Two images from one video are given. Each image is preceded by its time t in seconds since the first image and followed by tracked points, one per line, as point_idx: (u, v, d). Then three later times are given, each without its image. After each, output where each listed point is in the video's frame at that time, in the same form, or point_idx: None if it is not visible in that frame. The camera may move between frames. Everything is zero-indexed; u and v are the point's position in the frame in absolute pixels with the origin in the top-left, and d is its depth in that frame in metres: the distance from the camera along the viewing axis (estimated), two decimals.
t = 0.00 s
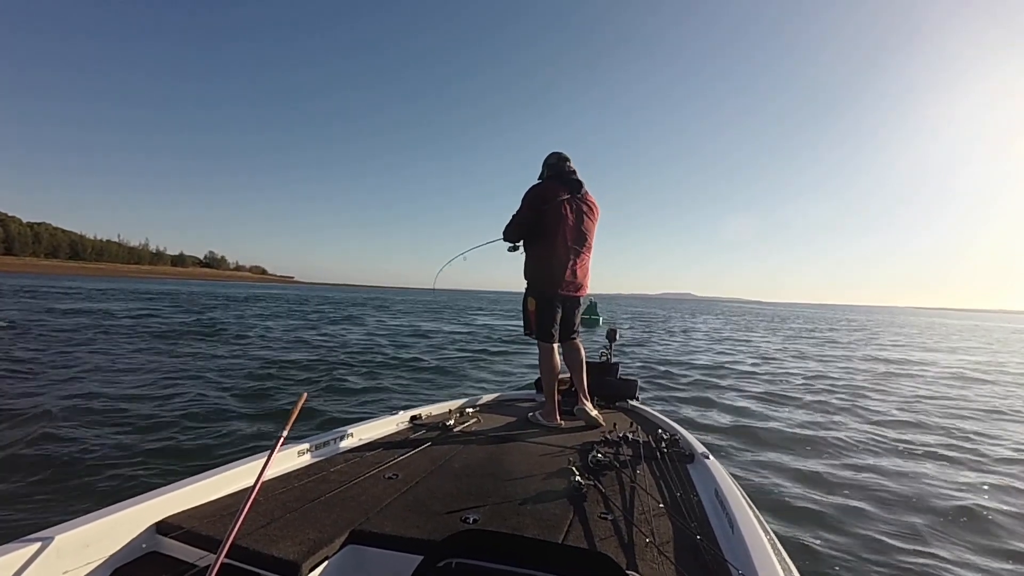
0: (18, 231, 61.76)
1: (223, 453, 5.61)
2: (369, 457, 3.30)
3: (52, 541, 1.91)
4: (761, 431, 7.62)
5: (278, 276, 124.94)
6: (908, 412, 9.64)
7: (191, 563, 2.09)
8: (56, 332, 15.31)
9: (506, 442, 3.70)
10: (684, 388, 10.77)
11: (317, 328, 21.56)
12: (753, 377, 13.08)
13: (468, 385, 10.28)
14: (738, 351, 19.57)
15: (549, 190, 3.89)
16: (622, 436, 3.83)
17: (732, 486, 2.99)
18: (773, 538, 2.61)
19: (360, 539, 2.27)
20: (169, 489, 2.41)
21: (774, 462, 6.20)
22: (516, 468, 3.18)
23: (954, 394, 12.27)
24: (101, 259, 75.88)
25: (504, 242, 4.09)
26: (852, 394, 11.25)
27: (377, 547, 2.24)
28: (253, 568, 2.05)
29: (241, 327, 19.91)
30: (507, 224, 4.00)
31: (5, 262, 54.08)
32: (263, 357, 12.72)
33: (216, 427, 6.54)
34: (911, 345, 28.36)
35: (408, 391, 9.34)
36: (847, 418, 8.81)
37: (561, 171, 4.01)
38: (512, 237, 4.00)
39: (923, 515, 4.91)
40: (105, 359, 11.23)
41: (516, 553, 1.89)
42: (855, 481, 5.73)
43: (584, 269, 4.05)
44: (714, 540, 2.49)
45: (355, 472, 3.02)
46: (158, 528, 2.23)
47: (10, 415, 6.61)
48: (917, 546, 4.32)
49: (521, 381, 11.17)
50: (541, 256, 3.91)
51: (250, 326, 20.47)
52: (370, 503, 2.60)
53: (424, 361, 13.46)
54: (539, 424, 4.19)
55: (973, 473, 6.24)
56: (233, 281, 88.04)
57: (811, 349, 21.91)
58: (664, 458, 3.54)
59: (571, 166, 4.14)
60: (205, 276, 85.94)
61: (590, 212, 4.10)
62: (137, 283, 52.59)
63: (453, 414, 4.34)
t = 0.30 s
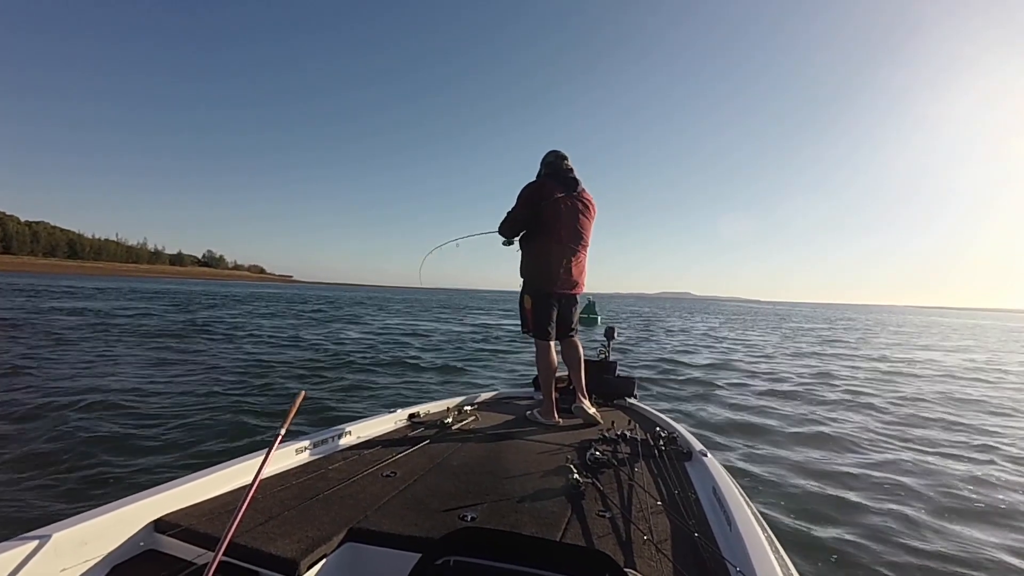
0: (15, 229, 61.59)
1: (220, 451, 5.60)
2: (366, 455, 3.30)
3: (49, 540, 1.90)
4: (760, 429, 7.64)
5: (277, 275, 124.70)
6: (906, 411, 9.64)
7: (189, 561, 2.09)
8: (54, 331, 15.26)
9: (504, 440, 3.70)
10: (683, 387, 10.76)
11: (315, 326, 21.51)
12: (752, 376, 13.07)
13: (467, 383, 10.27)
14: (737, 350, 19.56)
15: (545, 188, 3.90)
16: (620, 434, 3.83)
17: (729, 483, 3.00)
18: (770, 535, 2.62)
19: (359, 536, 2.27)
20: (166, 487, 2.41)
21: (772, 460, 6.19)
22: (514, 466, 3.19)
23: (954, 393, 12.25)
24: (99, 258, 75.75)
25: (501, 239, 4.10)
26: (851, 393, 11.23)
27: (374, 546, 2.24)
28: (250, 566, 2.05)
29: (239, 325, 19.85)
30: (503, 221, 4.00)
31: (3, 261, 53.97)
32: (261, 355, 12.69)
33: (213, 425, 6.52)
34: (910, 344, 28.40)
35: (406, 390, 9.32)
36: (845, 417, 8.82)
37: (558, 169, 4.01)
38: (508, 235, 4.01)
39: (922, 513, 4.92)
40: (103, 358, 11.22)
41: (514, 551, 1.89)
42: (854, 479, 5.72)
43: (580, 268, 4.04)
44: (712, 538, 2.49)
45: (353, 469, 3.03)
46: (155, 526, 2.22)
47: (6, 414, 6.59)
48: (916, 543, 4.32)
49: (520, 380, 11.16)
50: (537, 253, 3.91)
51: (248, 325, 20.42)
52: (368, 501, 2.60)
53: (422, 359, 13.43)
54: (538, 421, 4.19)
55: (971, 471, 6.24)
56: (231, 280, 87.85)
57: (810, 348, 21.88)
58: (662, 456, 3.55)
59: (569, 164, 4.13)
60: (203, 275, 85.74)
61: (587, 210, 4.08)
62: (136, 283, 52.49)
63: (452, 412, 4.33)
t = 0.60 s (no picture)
0: (14, 229, 61.51)
1: (218, 451, 5.59)
2: (365, 455, 3.30)
3: (47, 540, 1.90)
4: (759, 429, 7.65)
5: (276, 275, 124.59)
6: (904, 412, 9.64)
7: (187, 562, 2.09)
8: (51, 331, 15.22)
9: (502, 441, 3.70)
10: (681, 388, 10.76)
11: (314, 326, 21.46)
12: (751, 376, 13.06)
13: (466, 383, 10.27)
14: (735, 351, 19.55)
15: (545, 188, 3.90)
16: (619, 434, 3.84)
17: (727, 483, 3.01)
18: (768, 534, 2.62)
19: (358, 537, 2.27)
20: (164, 488, 2.40)
21: (771, 461, 6.19)
22: (512, 466, 3.19)
23: (952, 394, 12.25)
24: (99, 258, 75.69)
25: (498, 239, 4.09)
26: (849, 393, 11.23)
27: (373, 546, 2.24)
28: (249, 567, 2.05)
29: (237, 326, 19.81)
30: (502, 221, 3.99)
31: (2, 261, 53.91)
32: (259, 355, 12.67)
33: (211, 426, 6.51)
34: (908, 345, 28.49)
35: (405, 390, 9.31)
36: (843, 417, 8.83)
37: (558, 169, 4.02)
38: (506, 234, 4.01)
39: (920, 513, 4.92)
40: (102, 358, 11.23)
41: (513, 551, 1.90)
42: (852, 480, 5.72)
43: (579, 268, 4.05)
44: (711, 539, 2.49)
45: (352, 470, 3.03)
46: (154, 527, 2.22)
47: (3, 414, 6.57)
48: (915, 543, 4.32)
49: (518, 381, 11.16)
50: (536, 254, 3.91)
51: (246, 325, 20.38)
52: (366, 502, 2.60)
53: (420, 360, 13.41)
54: (537, 422, 4.20)
55: (969, 472, 6.23)
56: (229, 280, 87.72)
57: (809, 349, 21.89)
58: (660, 456, 3.55)
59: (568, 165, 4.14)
60: (202, 275, 85.62)
61: (586, 211, 4.10)
62: (136, 283, 52.55)
63: (450, 413, 4.33)
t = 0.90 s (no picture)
0: (14, 229, 61.54)
1: (217, 452, 5.60)
2: (363, 457, 3.30)
3: (46, 541, 1.90)
4: (757, 430, 7.67)
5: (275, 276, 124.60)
6: (903, 413, 9.65)
7: (186, 563, 2.09)
8: (50, 330, 15.22)
9: (501, 442, 3.70)
10: (679, 388, 10.77)
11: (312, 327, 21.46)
12: (749, 377, 13.08)
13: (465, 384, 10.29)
14: (734, 351, 19.57)
15: (545, 189, 3.91)
16: (617, 435, 3.83)
17: (726, 485, 3.01)
18: (767, 536, 2.62)
19: (356, 538, 2.28)
20: (163, 489, 2.40)
21: (768, 462, 6.20)
22: (511, 468, 3.19)
23: (950, 395, 12.27)
24: (98, 258, 75.70)
25: (497, 240, 4.09)
26: (847, 394, 11.25)
27: (371, 547, 2.25)
28: (247, 568, 2.05)
29: (235, 326, 19.81)
30: (501, 222, 3.99)
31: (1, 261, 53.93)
32: (258, 356, 12.68)
33: (209, 426, 6.51)
34: (907, 345, 28.61)
35: (404, 391, 9.31)
36: (842, 418, 8.84)
37: (558, 170, 4.04)
38: (506, 235, 4.00)
39: (920, 512, 4.93)
40: (101, 358, 11.22)
41: (511, 552, 1.90)
42: (850, 480, 5.73)
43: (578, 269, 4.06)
44: (709, 540, 2.49)
45: (350, 471, 3.03)
46: (152, 528, 2.22)
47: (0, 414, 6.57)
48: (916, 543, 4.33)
49: (517, 381, 11.16)
50: (535, 254, 3.91)
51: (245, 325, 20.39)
52: (365, 504, 2.60)
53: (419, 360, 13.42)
54: (535, 423, 4.20)
55: (967, 473, 6.24)
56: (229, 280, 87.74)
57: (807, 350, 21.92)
58: (659, 457, 3.55)
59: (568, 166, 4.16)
60: (201, 275, 85.63)
61: (585, 212, 4.12)
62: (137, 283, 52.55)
63: (449, 414, 4.34)
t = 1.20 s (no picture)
0: (15, 230, 61.63)
1: (216, 452, 5.60)
2: (362, 457, 3.30)
3: (45, 541, 1.90)
4: (756, 430, 7.68)
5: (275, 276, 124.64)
6: (902, 413, 9.65)
7: (185, 563, 2.09)
8: (50, 331, 15.22)
9: (500, 442, 3.70)
10: (679, 388, 10.77)
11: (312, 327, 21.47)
12: (749, 377, 13.08)
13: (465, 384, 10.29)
14: (734, 351, 19.57)
15: (546, 189, 3.91)
16: (616, 436, 3.83)
17: (725, 485, 3.00)
18: (766, 536, 2.62)
19: (355, 538, 2.27)
20: (161, 489, 2.41)
21: (767, 461, 6.20)
22: (510, 468, 3.19)
23: (950, 395, 12.26)
24: (98, 258, 75.76)
25: (498, 241, 4.09)
26: (847, 394, 11.26)
27: (370, 547, 2.25)
28: (245, 569, 2.05)
29: (235, 326, 19.82)
30: (502, 223, 3.99)
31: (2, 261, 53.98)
32: (257, 356, 12.68)
33: (208, 427, 6.51)
34: (906, 345, 28.65)
35: (403, 391, 9.31)
36: (841, 418, 8.86)
37: (558, 170, 4.04)
38: (507, 236, 4.00)
39: (922, 512, 4.93)
40: (101, 358, 11.23)
41: (510, 553, 1.90)
42: (849, 480, 5.73)
43: (578, 269, 4.07)
44: (708, 540, 2.49)
45: (349, 471, 3.03)
46: (151, 528, 2.22)
47: None
48: (917, 543, 4.32)
49: (516, 381, 11.17)
50: (536, 254, 3.91)
51: (244, 325, 20.39)
52: (364, 504, 2.60)
53: (419, 360, 13.43)
54: (534, 423, 4.20)
55: (966, 472, 6.24)
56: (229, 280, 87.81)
57: (807, 350, 21.93)
58: (658, 458, 3.55)
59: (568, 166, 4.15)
60: (201, 275, 85.69)
61: (585, 212, 4.12)
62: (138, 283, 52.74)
63: (448, 414, 4.33)
